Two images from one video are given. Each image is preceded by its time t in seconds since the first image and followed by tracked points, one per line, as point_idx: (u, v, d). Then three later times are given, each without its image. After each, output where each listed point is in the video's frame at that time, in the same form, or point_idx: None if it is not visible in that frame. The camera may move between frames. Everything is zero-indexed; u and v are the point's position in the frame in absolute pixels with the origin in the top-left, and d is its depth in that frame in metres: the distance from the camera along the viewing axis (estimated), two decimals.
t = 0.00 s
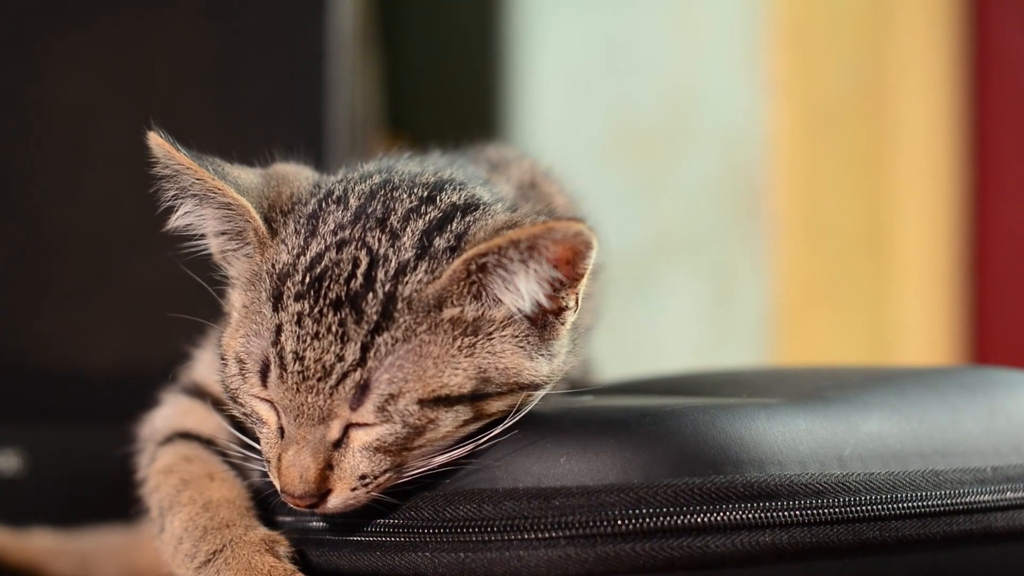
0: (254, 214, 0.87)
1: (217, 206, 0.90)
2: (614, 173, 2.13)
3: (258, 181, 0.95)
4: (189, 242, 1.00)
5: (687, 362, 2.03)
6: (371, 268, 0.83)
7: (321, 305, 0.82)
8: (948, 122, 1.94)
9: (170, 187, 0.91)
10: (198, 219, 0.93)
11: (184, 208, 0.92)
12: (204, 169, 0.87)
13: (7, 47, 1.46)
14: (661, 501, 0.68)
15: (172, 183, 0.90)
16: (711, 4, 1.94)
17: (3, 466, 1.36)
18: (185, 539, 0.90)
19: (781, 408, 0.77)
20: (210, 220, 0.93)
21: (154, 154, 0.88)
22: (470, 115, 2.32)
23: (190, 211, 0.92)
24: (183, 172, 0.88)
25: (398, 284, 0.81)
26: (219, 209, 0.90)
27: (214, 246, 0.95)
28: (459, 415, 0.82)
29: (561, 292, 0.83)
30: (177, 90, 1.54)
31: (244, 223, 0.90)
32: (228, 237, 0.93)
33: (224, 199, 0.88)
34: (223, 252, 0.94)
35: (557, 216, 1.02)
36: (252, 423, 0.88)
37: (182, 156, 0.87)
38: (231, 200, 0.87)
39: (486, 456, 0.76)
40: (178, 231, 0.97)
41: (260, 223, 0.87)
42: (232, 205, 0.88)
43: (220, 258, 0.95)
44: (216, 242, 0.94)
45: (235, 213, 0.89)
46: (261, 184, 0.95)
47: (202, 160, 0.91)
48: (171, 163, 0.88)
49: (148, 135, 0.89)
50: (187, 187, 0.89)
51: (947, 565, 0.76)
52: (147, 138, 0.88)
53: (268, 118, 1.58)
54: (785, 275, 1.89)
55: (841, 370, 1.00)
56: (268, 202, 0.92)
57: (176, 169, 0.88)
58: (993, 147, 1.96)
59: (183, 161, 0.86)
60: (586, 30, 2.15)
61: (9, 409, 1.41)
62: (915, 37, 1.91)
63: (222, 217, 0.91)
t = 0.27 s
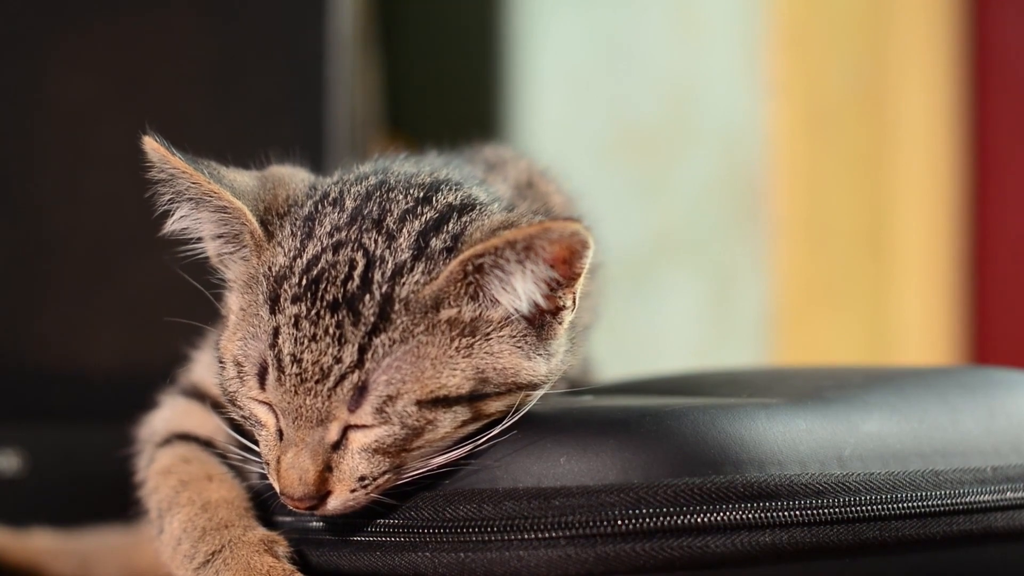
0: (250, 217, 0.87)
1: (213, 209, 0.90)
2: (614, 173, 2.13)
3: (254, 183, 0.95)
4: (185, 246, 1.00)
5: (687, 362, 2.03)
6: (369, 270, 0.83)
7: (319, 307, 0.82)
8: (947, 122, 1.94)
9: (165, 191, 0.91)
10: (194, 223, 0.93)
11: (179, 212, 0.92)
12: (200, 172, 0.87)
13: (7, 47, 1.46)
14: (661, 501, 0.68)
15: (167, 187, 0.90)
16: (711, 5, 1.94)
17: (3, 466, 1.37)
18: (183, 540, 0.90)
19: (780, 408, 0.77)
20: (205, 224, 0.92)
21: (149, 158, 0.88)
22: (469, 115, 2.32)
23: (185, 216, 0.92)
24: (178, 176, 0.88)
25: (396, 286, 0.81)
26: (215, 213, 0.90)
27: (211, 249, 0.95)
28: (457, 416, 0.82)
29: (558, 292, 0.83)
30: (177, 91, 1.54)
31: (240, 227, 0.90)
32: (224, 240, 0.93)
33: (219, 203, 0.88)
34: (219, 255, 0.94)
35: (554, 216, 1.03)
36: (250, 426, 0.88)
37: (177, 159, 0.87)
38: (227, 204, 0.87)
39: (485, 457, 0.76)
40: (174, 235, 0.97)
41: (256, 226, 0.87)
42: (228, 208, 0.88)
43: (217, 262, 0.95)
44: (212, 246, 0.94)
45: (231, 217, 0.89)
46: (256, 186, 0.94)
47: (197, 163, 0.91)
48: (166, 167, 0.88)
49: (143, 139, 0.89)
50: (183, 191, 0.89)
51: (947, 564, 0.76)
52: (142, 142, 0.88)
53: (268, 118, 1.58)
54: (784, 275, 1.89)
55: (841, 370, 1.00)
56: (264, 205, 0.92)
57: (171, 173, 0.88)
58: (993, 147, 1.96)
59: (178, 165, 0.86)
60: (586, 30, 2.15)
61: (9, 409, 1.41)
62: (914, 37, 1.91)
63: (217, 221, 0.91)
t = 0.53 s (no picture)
0: (247, 220, 0.87)
1: (209, 212, 0.90)
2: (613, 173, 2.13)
3: (250, 185, 0.95)
4: (181, 248, 1.00)
5: (687, 362, 2.03)
6: (366, 271, 0.83)
7: (316, 309, 0.82)
8: (947, 122, 1.94)
9: (161, 195, 0.91)
10: (190, 226, 0.93)
11: (176, 215, 0.92)
12: (196, 175, 0.87)
13: (7, 48, 1.46)
14: (661, 501, 0.68)
15: (163, 190, 0.90)
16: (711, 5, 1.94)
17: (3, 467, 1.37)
18: (183, 540, 0.90)
19: (780, 408, 0.77)
20: (202, 226, 0.92)
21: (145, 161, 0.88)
22: (469, 115, 2.32)
23: (181, 218, 0.92)
24: (175, 179, 0.87)
25: (393, 287, 0.81)
26: (211, 215, 0.90)
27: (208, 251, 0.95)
28: (455, 417, 0.82)
29: (555, 292, 0.83)
30: (176, 92, 1.54)
31: (237, 229, 0.90)
32: (221, 242, 0.93)
33: (216, 206, 0.88)
34: (217, 257, 0.94)
35: (551, 216, 1.02)
36: (248, 428, 0.88)
37: (173, 162, 0.86)
38: (223, 207, 0.87)
39: (484, 457, 0.76)
40: (170, 237, 0.97)
41: (252, 229, 0.87)
42: (225, 211, 0.88)
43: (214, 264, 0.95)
44: (209, 248, 0.94)
45: (227, 219, 0.89)
46: (253, 188, 0.94)
47: (193, 166, 0.91)
48: (162, 171, 0.87)
49: (139, 142, 0.88)
50: (180, 195, 0.89)
51: (947, 564, 0.76)
52: (138, 145, 0.88)
53: (267, 118, 1.58)
54: (784, 275, 1.89)
55: (841, 370, 1.00)
56: (261, 207, 0.91)
57: (167, 176, 0.88)
58: (993, 147, 1.96)
59: (174, 168, 0.86)
60: (586, 30, 2.15)
61: (9, 409, 1.42)
62: (915, 36, 1.91)
63: (214, 224, 0.91)
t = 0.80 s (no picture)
0: (244, 222, 0.87)
1: (207, 214, 0.90)
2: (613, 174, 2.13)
3: (247, 187, 0.95)
4: (179, 251, 1.00)
5: (687, 363, 2.03)
6: (363, 272, 0.83)
7: (314, 311, 0.82)
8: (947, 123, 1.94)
9: (158, 198, 0.91)
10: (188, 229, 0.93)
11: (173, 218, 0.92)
12: (193, 178, 0.87)
13: (6, 48, 1.46)
14: (661, 501, 0.68)
15: (160, 194, 0.90)
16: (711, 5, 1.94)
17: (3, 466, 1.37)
18: (182, 541, 0.90)
19: (780, 408, 0.77)
20: (199, 229, 0.92)
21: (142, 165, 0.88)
22: (468, 116, 2.32)
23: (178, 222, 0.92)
24: (172, 183, 0.87)
25: (390, 288, 0.81)
26: (208, 218, 0.90)
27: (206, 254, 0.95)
28: (454, 417, 0.82)
29: (553, 292, 0.83)
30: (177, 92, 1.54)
31: (235, 231, 0.90)
32: (218, 244, 0.93)
33: (213, 208, 0.88)
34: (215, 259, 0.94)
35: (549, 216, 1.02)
36: (247, 429, 0.88)
37: (170, 165, 0.86)
38: (221, 209, 0.87)
39: (483, 457, 0.76)
40: (168, 240, 0.97)
41: (250, 231, 0.87)
42: (222, 213, 0.88)
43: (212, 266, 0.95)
44: (207, 250, 0.94)
45: (225, 221, 0.89)
46: (250, 190, 0.94)
47: (190, 168, 0.91)
48: (159, 174, 0.87)
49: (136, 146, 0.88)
50: (177, 198, 0.89)
51: (947, 564, 0.76)
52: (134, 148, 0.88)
53: (267, 118, 1.58)
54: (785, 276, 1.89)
55: (841, 371, 1.00)
56: (258, 209, 0.91)
57: (164, 179, 0.88)
58: (993, 147, 1.96)
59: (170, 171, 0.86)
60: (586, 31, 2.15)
61: (9, 409, 1.42)
62: (915, 37, 1.91)
63: (211, 226, 0.91)
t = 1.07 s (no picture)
0: (241, 223, 0.87)
1: (204, 216, 0.90)
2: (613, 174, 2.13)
3: (245, 188, 0.95)
4: (177, 254, 1.00)
5: (686, 363, 2.03)
6: (360, 273, 0.83)
7: (311, 312, 0.82)
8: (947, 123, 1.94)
9: (155, 201, 0.91)
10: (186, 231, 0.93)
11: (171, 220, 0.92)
12: (190, 180, 0.87)
13: (6, 48, 1.46)
14: (661, 501, 0.68)
15: (157, 196, 0.90)
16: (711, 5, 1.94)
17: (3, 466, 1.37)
18: (182, 541, 0.90)
19: (780, 408, 0.77)
20: (196, 231, 0.92)
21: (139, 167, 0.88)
22: (468, 116, 2.32)
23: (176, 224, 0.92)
24: (169, 185, 0.87)
25: (387, 289, 0.81)
26: (206, 220, 0.90)
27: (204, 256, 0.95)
28: (452, 418, 0.82)
29: (550, 292, 0.83)
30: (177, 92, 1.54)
31: (232, 233, 0.90)
32: (216, 246, 0.93)
33: (210, 210, 0.88)
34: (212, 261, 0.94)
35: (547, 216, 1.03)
36: (245, 431, 0.88)
37: (167, 167, 0.86)
38: (218, 211, 0.87)
39: (483, 458, 0.76)
40: (166, 243, 0.97)
41: (247, 232, 0.87)
42: (219, 215, 0.88)
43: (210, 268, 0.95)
44: (205, 252, 0.94)
45: (222, 223, 0.89)
46: (248, 191, 0.94)
47: (187, 170, 0.91)
48: (156, 176, 0.87)
49: (133, 148, 0.88)
50: (174, 200, 0.89)
51: (947, 564, 0.76)
52: (132, 150, 0.88)
53: (267, 118, 1.58)
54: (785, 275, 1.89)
55: (841, 371, 1.00)
56: (255, 211, 0.91)
57: (161, 182, 0.88)
58: (992, 147, 1.96)
59: (167, 173, 0.86)
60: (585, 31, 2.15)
61: (9, 409, 1.42)
62: (916, 37, 1.90)
63: (209, 228, 0.91)
